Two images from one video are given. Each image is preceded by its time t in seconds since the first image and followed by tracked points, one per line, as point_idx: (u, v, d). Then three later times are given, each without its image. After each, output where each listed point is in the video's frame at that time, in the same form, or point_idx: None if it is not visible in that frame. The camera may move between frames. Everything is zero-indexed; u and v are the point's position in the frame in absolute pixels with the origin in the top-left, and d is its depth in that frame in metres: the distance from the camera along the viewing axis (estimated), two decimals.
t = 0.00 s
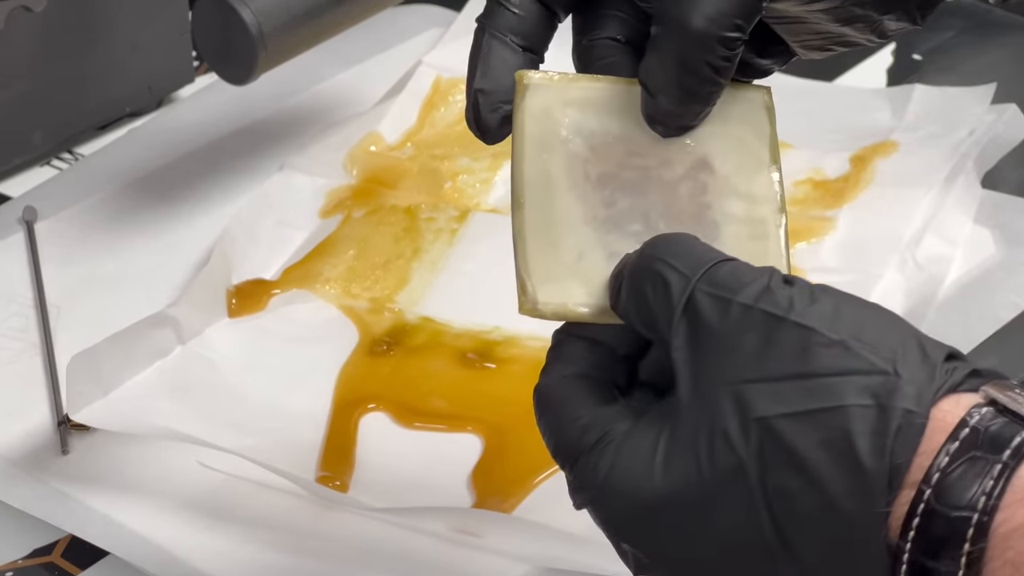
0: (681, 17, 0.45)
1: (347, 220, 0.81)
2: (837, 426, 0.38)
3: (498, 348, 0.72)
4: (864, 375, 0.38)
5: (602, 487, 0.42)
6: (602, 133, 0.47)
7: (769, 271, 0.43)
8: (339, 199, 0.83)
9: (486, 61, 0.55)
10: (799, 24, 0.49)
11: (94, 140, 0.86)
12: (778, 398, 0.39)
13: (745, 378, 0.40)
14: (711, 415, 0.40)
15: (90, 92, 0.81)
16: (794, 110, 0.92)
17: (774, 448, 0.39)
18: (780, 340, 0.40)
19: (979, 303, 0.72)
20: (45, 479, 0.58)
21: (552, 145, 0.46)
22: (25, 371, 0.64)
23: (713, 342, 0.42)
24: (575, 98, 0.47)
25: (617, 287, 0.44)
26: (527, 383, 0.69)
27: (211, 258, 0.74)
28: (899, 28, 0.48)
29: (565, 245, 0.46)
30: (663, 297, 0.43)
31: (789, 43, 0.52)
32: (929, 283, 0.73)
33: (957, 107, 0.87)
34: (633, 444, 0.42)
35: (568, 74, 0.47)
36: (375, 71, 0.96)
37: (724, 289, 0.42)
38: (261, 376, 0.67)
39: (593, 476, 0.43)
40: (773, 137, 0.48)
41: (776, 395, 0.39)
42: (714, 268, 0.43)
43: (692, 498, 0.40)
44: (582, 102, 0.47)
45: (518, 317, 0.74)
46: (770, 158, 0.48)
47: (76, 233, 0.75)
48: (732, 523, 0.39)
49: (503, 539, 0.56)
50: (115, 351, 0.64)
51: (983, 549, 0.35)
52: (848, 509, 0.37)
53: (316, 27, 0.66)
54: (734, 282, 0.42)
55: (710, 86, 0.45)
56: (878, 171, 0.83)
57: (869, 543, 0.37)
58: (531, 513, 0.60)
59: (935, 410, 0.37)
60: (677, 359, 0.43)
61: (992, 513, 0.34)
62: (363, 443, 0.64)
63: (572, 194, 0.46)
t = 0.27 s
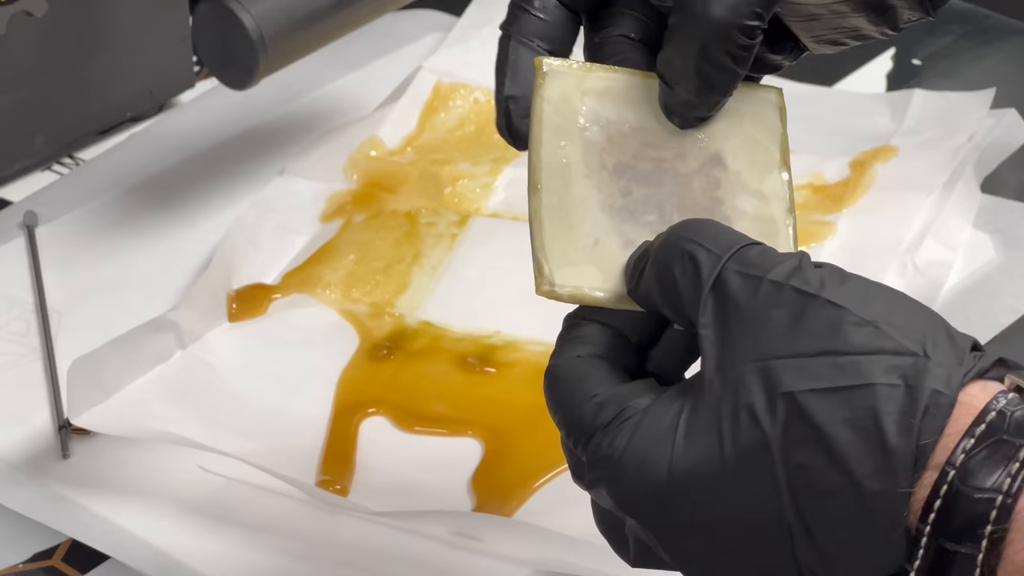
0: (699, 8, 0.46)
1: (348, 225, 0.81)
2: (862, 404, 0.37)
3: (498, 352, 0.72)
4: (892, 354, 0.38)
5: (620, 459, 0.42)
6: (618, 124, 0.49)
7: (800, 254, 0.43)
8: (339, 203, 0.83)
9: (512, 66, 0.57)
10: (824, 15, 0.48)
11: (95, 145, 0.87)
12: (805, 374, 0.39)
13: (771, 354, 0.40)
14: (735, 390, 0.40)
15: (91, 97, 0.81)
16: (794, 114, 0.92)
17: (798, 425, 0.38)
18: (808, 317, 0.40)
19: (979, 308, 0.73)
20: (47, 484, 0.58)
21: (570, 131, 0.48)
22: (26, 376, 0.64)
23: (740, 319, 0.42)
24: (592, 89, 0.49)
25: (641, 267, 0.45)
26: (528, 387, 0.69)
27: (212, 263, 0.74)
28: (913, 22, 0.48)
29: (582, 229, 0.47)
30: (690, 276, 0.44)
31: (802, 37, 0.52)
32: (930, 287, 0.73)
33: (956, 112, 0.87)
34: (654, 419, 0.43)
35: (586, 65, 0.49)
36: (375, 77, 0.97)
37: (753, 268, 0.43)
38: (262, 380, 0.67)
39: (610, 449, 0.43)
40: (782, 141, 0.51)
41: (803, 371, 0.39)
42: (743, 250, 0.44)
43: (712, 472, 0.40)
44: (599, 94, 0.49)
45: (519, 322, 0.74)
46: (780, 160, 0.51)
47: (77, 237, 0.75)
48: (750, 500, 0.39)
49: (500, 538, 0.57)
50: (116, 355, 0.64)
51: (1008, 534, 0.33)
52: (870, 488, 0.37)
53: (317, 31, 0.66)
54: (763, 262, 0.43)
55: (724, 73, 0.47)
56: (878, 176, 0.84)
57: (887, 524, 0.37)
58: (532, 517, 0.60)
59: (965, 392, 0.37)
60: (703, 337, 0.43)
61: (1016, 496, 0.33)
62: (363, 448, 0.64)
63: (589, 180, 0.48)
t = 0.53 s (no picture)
0: None
1: (349, 230, 0.81)
2: (879, 406, 0.37)
3: (500, 357, 0.71)
4: (909, 358, 0.38)
5: (635, 459, 0.42)
6: (634, 130, 0.49)
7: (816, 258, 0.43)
8: (340, 208, 0.83)
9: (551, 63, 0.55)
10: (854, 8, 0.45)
11: (96, 150, 0.86)
12: (822, 377, 0.39)
13: (788, 356, 0.40)
14: (752, 392, 0.40)
15: (91, 103, 0.81)
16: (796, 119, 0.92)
17: (816, 426, 0.38)
18: (826, 319, 0.40)
19: (980, 313, 0.73)
20: (47, 489, 0.57)
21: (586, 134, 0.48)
22: (26, 381, 0.64)
23: (757, 320, 0.42)
24: (609, 94, 0.49)
25: (656, 268, 0.45)
26: (530, 392, 0.69)
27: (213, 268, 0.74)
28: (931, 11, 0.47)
29: (596, 232, 0.47)
30: (706, 277, 0.43)
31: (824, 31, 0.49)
32: (931, 292, 0.73)
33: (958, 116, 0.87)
34: (669, 420, 0.43)
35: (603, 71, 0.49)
36: (376, 81, 0.97)
37: (769, 271, 0.43)
38: (263, 386, 0.67)
39: (625, 449, 0.43)
40: (798, 154, 0.51)
41: (820, 373, 0.39)
42: (758, 253, 0.44)
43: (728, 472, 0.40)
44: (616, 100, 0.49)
45: (521, 327, 0.74)
46: (796, 174, 0.50)
47: (79, 242, 0.75)
48: (766, 501, 0.39)
49: (502, 543, 0.56)
50: (116, 360, 0.64)
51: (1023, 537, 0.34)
52: (886, 490, 0.37)
53: (318, 35, 0.66)
54: (780, 264, 0.43)
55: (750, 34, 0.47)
56: (879, 181, 0.84)
57: (902, 526, 0.37)
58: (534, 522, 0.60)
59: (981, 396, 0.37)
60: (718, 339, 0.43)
61: None
62: (365, 453, 0.63)
63: (604, 184, 0.48)
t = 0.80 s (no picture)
0: None
1: (350, 234, 0.81)
2: (893, 407, 0.38)
3: (501, 361, 0.71)
4: (922, 360, 0.38)
5: (646, 456, 0.43)
6: (650, 128, 0.49)
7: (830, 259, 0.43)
8: (341, 212, 0.83)
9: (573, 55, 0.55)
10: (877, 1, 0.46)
11: (97, 154, 0.86)
12: (835, 377, 0.39)
13: (801, 356, 0.40)
14: (765, 392, 0.40)
15: (92, 107, 0.81)
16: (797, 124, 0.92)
17: (829, 427, 0.38)
18: (840, 320, 0.40)
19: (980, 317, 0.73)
20: (48, 493, 0.57)
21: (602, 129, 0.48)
22: (27, 385, 0.64)
23: (771, 320, 0.42)
24: (626, 91, 0.49)
25: (671, 265, 0.45)
26: (532, 395, 0.69)
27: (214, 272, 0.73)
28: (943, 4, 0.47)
29: (610, 228, 0.47)
30: (721, 275, 0.44)
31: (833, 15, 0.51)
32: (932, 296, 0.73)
33: (959, 120, 0.88)
34: (681, 418, 0.43)
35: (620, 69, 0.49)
36: (377, 85, 0.97)
37: (784, 271, 0.43)
38: (264, 390, 0.67)
39: (635, 446, 0.43)
40: (813, 156, 0.51)
41: (834, 374, 0.39)
42: (774, 253, 0.44)
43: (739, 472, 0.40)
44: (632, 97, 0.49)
45: (523, 330, 0.74)
46: (810, 176, 0.50)
47: (80, 246, 0.75)
48: (777, 501, 0.39)
49: (502, 544, 0.57)
50: (117, 364, 0.64)
51: None
52: (898, 492, 0.37)
53: (320, 39, 0.66)
54: (795, 265, 0.43)
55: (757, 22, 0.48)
56: (880, 185, 0.84)
57: (913, 528, 0.37)
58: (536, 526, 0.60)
59: (994, 401, 0.37)
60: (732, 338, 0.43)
61: None
62: (366, 457, 0.63)
63: (619, 181, 0.48)
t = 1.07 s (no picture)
0: None
1: (351, 237, 0.81)
2: (904, 433, 0.37)
3: (503, 364, 0.71)
4: (934, 386, 0.38)
5: (654, 477, 0.43)
6: (656, 138, 0.48)
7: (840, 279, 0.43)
8: (342, 216, 0.83)
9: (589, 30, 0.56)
10: None
11: (98, 157, 0.86)
12: (845, 402, 0.39)
13: (811, 380, 0.40)
14: (774, 416, 0.40)
15: (93, 110, 0.81)
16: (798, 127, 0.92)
17: (838, 453, 0.38)
18: (850, 343, 0.40)
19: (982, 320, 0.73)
20: (49, 497, 0.57)
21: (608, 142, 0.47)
22: (27, 388, 0.64)
23: (780, 342, 0.42)
24: (631, 100, 0.48)
25: (676, 283, 0.44)
26: (533, 398, 0.68)
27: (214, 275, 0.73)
28: None
29: (615, 242, 0.46)
30: (729, 295, 0.43)
31: None
32: (933, 299, 0.73)
33: (960, 123, 0.88)
34: (688, 439, 0.43)
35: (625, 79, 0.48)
36: (378, 88, 0.97)
37: (794, 292, 0.43)
38: (266, 393, 0.67)
39: (643, 467, 0.43)
40: (818, 167, 0.49)
41: (843, 399, 0.39)
42: (783, 272, 0.44)
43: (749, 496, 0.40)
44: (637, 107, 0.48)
45: (524, 333, 0.73)
46: (816, 187, 0.49)
47: (81, 250, 0.75)
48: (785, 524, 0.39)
49: (502, 548, 0.56)
50: (118, 368, 0.64)
51: None
52: (907, 519, 0.37)
53: (322, 43, 0.66)
54: (804, 285, 0.43)
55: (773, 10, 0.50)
56: (881, 188, 0.84)
57: (921, 555, 0.36)
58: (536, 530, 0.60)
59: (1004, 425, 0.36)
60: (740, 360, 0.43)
61: None
62: (367, 460, 0.63)
63: (624, 193, 0.47)
